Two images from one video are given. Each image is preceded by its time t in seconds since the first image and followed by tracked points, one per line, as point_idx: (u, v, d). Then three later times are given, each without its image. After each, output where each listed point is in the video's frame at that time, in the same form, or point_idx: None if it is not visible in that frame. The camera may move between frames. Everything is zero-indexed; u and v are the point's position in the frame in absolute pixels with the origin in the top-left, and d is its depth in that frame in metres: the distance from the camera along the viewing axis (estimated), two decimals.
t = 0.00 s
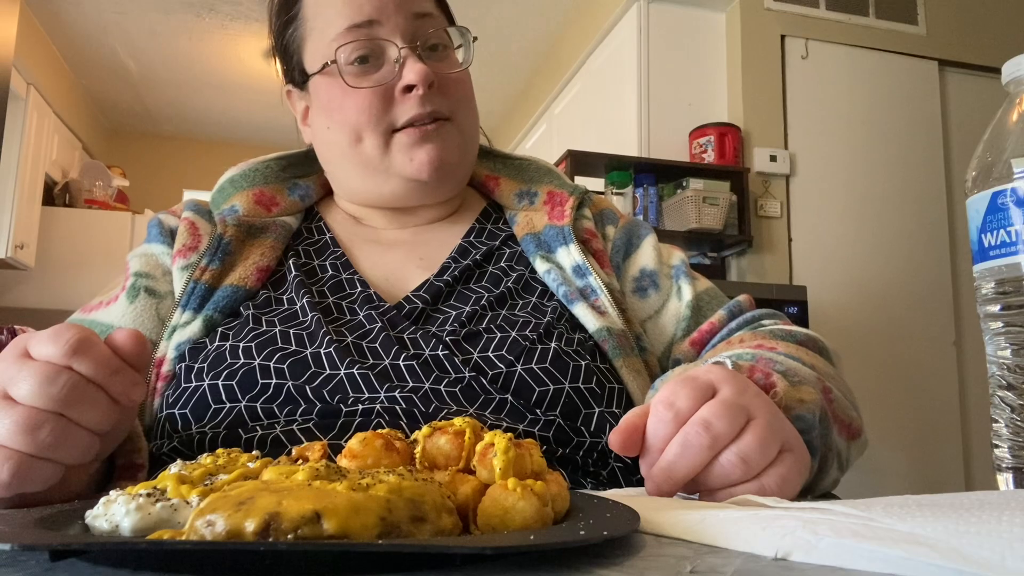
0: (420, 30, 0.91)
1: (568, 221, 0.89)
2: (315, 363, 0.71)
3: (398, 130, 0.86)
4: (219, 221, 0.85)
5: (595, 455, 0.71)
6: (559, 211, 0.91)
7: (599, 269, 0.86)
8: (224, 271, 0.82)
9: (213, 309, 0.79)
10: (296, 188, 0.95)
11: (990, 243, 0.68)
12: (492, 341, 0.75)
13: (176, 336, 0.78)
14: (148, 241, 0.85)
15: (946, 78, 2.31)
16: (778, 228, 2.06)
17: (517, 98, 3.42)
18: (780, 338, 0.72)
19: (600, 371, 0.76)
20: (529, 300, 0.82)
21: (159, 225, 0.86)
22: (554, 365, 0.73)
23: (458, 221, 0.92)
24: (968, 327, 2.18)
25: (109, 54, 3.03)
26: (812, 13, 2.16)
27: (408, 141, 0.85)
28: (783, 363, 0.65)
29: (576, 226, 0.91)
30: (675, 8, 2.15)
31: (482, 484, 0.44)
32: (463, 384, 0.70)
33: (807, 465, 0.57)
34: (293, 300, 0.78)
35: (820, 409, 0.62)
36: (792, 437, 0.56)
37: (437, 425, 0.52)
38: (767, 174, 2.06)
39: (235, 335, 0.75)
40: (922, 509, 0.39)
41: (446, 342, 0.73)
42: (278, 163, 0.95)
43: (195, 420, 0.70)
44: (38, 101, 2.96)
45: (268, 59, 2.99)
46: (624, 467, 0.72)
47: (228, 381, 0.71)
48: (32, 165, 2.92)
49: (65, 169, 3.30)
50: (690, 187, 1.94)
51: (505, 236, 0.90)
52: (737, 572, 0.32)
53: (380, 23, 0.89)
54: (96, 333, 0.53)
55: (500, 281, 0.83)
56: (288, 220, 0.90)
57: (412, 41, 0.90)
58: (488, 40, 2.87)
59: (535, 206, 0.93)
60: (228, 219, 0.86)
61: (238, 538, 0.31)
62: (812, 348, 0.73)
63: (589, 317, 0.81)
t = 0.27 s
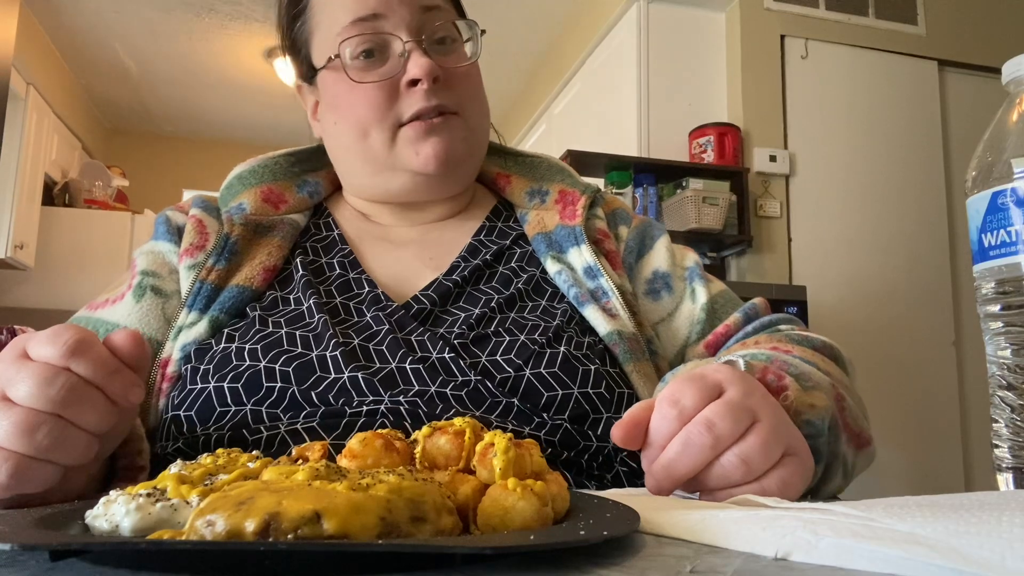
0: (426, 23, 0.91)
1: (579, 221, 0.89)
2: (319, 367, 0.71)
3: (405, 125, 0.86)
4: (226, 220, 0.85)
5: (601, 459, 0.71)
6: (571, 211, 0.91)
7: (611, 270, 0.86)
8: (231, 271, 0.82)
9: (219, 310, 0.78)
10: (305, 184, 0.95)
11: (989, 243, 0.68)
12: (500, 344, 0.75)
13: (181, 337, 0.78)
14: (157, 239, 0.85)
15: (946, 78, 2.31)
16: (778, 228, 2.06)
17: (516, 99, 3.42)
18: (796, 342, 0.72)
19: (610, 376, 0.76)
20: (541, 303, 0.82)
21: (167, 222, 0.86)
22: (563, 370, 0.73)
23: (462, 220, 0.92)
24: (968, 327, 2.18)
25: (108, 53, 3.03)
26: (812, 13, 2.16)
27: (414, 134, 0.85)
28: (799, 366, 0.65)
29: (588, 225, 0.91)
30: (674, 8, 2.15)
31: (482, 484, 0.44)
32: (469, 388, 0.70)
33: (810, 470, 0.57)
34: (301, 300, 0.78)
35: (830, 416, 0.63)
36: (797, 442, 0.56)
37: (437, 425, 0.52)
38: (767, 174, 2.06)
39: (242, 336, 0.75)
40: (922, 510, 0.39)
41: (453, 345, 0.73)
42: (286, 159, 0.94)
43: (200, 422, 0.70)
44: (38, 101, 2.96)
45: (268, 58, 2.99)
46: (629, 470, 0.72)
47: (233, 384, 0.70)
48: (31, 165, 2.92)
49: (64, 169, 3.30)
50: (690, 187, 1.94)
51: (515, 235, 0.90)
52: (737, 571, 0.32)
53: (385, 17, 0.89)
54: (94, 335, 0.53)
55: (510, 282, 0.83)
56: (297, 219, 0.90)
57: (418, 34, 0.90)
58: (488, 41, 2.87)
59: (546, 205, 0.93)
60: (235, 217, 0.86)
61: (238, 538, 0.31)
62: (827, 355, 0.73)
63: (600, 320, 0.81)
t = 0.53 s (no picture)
0: (407, 33, 0.87)
1: (585, 222, 0.89)
2: (319, 367, 0.71)
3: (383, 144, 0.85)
4: (227, 220, 0.85)
5: (601, 461, 0.72)
6: (577, 212, 0.91)
7: (617, 272, 0.86)
8: (231, 272, 0.82)
9: (220, 311, 0.78)
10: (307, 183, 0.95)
11: (989, 243, 0.68)
12: (502, 344, 0.75)
13: (181, 339, 0.78)
14: (157, 239, 0.85)
15: (946, 78, 2.31)
16: (778, 228, 2.06)
17: (516, 99, 3.42)
18: (806, 343, 0.71)
19: (614, 377, 0.76)
20: (546, 305, 0.82)
21: (168, 222, 0.86)
22: (566, 370, 0.73)
23: (463, 221, 0.92)
24: (968, 328, 2.18)
25: (108, 53, 3.03)
26: (812, 13, 2.16)
27: (390, 159, 0.85)
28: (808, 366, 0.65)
29: (594, 227, 0.91)
30: (674, 8, 2.15)
31: (482, 485, 0.44)
32: (471, 388, 0.70)
33: (811, 473, 0.57)
34: (302, 300, 0.78)
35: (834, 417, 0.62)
36: (798, 446, 0.56)
37: (437, 426, 0.52)
38: (767, 174, 2.06)
39: (243, 336, 0.75)
40: (923, 510, 0.39)
41: (455, 345, 0.73)
42: (288, 158, 0.94)
43: (200, 423, 0.70)
44: (38, 101, 2.96)
45: (268, 58, 2.99)
46: (631, 472, 0.73)
47: (232, 384, 0.70)
48: (31, 165, 2.92)
49: (64, 169, 3.30)
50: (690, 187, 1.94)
51: (520, 236, 0.90)
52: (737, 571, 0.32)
53: (364, 30, 0.86)
54: (95, 335, 0.54)
55: (513, 284, 0.83)
56: (299, 219, 0.90)
57: (397, 47, 0.86)
58: (488, 41, 2.87)
59: (552, 205, 0.93)
60: (236, 218, 0.86)
61: (238, 538, 0.31)
62: (836, 358, 0.73)
63: (604, 321, 0.81)
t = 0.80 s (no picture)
0: (419, 36, 0.86)
1: (584, 226, 0.88)
2: (314, 382, 0.71)
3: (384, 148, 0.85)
4: (220, 221, 0.85)
5: (601, 466, 0.73)
6: (577, 215, 0.90)
7: (619, 278, 0.86)
8: (225, 276, 0.82)
9: (213, 318, 0.79)
10: (302, 180, 0.95)
11: (990, 243, 0.68)
12: (502, 356, 0.75)
13: (175, 345, 0.78)
14: (149, 239, 0.84)
15: (946, 78, 2.31)
16: (778, 228, 2.06)
17: (517, 99, 3.42)
18: (812, 346, 0.72)
19: (615, 392, 0.76)
20: (546, 315, 0.82)
21: (160, 221, 0.86)
22: (567, 386, 0.73)
23: (463, 222, 0.92)
24: (968, 327, 2.18)
25: (108, 54, 3.03)
26: (812, 13, 2.16)
27: (391, 162, 0.84)
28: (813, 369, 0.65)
29: (595, 230, 0.91)
30: (674, 7, 2.15)
31: (482, 484, 0.44)
32: (467, 403, 0.70)
33: (813, 475, 0.57)
34: (299, 309, 0.78)
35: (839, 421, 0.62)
36: (802, 448, 0.56)
37: (437, 425, 0.52)
38: (767, 174, 2.06)
39: (237, 346, 0.75)
40: (923, 510, 0.39)
41: (454, 358, 0.73)
42: (283, 152, 0.95)
43: (195, 435, 0.70)
44: (38, 101, 2.96)
45: (268, 58, 2.99)
46: (629, 478, 0.74)
47: (227, 398, 0.70)
48: (31, 165, 2.92)
49: (64, 169, 3.30)
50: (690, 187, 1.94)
51: (520, 240, 0.90)
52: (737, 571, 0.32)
53: (376, 29, 0.84)
54: (94, 334, 0.53)
55: (514, 294, 0.83)
56: (294, 218, 0.90)
57: (408, 49, 0.86)
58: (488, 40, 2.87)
59: (552, 207, 0.93)
60: (230, 218, 0.85)
61: (238, 538, 0.31)
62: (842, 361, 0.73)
63: (605, 334, 0.81)
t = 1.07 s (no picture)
0: (421, 25, 0.86)
1: (584, 226, 0.88)
2: (309, 387, 0.70)
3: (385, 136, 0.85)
4: (216, 222, 0.85)
5: (601, 468, 0.72)
6: (577, 215, 0.90)
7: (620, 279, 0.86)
8: (220, 277, 0.82)
9: (209, 321, 0.79)
10: (299, 178, 0.94)
11: (990, 243, 0.68)
12: (502, 359, 0.74)
13: (169, 348, 0.78)
14: (143, 239, 0.84)
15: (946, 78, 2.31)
16: (778, 228, 2.06)
17: (517, 98, 3.42)
18: (817, 347, 0.72)
19: (615, 396, 0.76)
20: (547, 317, 0.82)
21: (155, 221, 0.86)
22: (567, 390, 0.73)
23: (462, 222, 0.92)
24: (968, 327, 2.18)
25: (108, 54, 3.03)
26: (812, 13, 2.16)
27: (392, 147, 0.84)
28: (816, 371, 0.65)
29: (596, 230, 0.90)
30: (674, 8, 2.15)
31: (482, 485, 0.44)
32: (465, 405, 0.70)
33: (814, 476, 0.57)
34: (296, 311, 0.78)
35: (841, 425, 0.62)
36: (804, 450, 0.56)
37: (437, 425, 0.52)
38: (767, 174, 2.06)
39: (234, 351, 0.75)
40: (924, 510, 0.39)
41: (452, 361, 0.73)
42: (279, 150, 0.94)
43: (191, 439, 0.70)
44: (38, 101, 2.96)
45: (268, 58, 2.99)
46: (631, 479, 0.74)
47: (224, 403, 0.71)
48: (31, 165, 2.92)
49: (64, 169, 3.30)
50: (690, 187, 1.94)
51: (520, 239, 0.90)
52: (737, 571, 0.32)
53: (377, 17, 0.84)
54: (93, 333, 0.53)
55: (513, 295, 0.83)
56: (290, 217, 0.90)
57: (410, 38, 0.86)
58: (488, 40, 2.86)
59: (552, 206, 0.93)
60: (225, 219, 0.85)
61: (238, 538, 0.31)
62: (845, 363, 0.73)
63: (606, 337, 0.81)
